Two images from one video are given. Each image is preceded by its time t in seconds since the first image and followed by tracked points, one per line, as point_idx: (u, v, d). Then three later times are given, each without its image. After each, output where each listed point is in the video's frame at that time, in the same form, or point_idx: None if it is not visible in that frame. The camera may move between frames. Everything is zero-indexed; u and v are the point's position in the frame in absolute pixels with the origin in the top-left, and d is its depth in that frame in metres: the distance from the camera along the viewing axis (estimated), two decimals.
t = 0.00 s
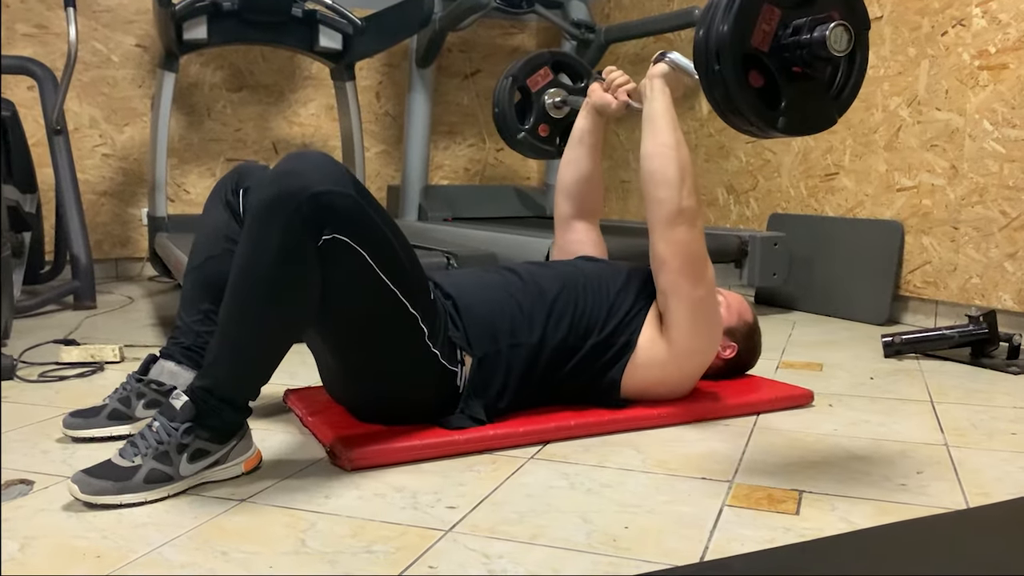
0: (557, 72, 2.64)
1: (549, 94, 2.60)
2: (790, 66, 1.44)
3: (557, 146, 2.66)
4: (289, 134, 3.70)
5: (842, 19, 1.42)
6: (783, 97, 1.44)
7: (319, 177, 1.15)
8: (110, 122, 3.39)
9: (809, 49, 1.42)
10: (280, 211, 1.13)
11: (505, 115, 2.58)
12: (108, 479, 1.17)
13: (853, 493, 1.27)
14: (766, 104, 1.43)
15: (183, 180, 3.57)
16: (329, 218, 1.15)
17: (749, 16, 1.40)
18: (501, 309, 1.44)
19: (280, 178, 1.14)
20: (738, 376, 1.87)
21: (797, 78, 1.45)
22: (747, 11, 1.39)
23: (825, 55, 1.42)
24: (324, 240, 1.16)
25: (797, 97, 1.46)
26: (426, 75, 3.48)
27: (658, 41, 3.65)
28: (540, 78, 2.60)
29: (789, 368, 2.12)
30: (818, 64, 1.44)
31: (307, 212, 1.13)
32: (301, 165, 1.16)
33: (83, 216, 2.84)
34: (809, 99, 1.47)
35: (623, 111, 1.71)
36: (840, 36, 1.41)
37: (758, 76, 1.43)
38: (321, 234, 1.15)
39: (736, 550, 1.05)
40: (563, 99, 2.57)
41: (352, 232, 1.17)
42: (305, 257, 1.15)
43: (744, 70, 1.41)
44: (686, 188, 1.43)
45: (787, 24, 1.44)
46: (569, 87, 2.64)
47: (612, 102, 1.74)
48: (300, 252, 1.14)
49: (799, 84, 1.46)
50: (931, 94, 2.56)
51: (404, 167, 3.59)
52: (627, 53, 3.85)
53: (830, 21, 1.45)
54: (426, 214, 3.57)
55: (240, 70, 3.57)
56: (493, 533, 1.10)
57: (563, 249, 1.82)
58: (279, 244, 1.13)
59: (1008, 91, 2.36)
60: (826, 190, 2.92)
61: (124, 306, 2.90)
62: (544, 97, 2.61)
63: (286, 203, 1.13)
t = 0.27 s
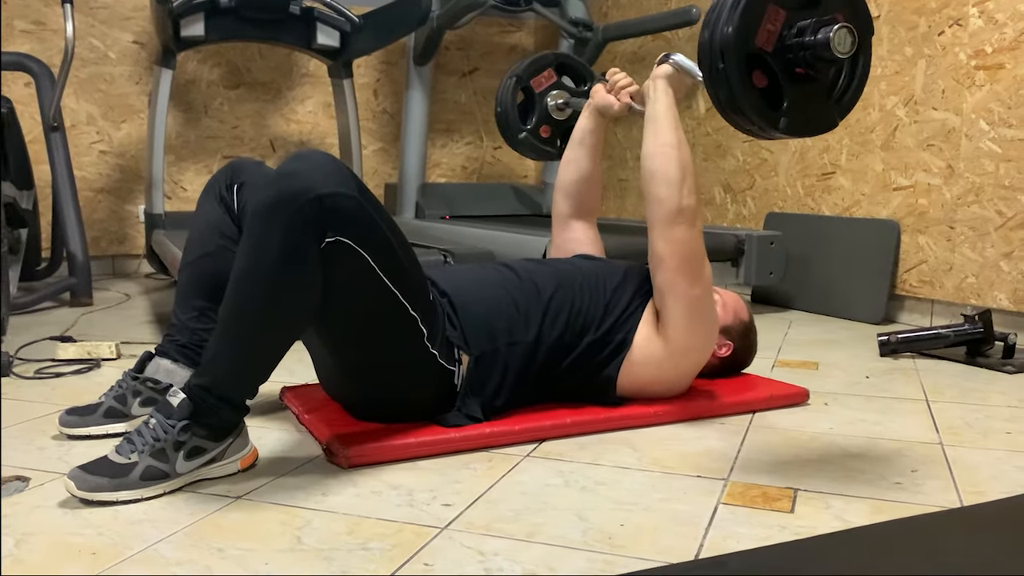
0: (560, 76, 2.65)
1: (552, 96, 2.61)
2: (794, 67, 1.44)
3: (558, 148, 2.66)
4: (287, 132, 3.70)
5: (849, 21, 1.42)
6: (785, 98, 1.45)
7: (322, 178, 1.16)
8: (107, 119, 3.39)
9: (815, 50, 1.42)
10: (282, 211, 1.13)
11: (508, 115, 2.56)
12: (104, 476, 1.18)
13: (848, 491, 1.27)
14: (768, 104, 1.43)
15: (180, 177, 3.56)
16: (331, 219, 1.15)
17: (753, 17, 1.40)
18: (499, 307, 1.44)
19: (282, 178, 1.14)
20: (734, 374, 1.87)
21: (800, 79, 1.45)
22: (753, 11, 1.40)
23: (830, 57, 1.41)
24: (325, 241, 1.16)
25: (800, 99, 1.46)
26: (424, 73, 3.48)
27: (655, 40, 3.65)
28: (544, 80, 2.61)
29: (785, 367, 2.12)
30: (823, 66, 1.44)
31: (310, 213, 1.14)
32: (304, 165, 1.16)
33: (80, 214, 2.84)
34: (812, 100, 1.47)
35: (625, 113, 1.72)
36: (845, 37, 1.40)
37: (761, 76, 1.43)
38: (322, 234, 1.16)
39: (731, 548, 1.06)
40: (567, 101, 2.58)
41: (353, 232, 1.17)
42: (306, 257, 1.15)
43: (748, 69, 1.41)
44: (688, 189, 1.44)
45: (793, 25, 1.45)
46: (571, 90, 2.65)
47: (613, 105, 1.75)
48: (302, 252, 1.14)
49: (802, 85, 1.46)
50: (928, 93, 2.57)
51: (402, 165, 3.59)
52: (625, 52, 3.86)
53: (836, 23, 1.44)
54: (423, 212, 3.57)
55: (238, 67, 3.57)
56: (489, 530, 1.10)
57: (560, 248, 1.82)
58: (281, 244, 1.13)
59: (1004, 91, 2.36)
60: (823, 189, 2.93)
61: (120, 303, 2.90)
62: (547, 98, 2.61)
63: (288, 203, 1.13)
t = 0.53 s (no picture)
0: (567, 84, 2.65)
1: (558, 104, 2.62)
2: (804, 77, 1.44)
3: (561, 157, 2.67)
4: (283, 131, 3.70)
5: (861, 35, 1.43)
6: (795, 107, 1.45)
7: (317, 177, 1.15)
8: (103, 117, 3.38)
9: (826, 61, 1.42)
10: (277, 211, 1.12)
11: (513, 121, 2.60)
12: (98, 475, 1.17)
13: (842, 492, 1.27)
14: (776, 113, 1.43)
15: (176, 175, 3.56)
16: (327, 218, 1.15)
17: (766, 26, 1.40)
18: (495, 307, 1.44)
19: (278, 177, 1.14)
20: (730, 374, 1.87)
21: (810, 89, 1.45)
22: (767, 19, 1.40)
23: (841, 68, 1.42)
24: (320, 240, 1.16)
25: (807, 110, 1.46)
26: (421, 72, 3.48)
27: (653, 40, 3.65)
28: (551, 87, 2.60)
29: (780, 367, 2.13)
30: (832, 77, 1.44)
31: (305, 213, 1.13)
32: (299, 165, 1.15)
33: (76, 212, 2.84)
34: (819, 112, 1.47)
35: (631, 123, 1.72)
36: (856, 50, 1.41)
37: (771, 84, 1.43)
38: (318, 233, 1.15)
39: (725, 548, 1.06)
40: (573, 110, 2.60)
41: (347, 231, 1.17)
42: (301, 256, 1.15)
43: (758, 77, 1.41)
44: (690, 192, 1.44)
45: (806, 36, 1.45)
46: (577, 100, 2.65)
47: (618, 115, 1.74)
48: (297, 251, 1.14)
49: (811, 94, 1.46)
50: (924, 95, 2.57)
51: (399, 164, 3.59)
52: (622, 52, 3.86)
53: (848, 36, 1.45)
54: (420, 211, 3.57)
55: (234, 66, 3.56)
56: (485, 531, 1.10)
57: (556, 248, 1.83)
58: (276, 243, 1.13)
59: (1000, 93, 2.37)
60: (819, 190, 2.93)
61: (116, 302, 2.90)
62: (553, 106, 2.62)
63: (283, 203, 1.12)
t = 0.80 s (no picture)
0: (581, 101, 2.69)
1: (568, 119, 2.63)
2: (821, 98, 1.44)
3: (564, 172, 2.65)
4: (281, 132, 3.69)
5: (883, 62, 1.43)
6: (810, 126, 1.45)
7: (310, 177, 1.15)
8: (100, 117, 3.38)
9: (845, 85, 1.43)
10: (270, 210, 1.13)
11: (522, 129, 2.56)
12: (95, 477, 1.17)
13: (838, 495, 1.27)
14: (790, 130, 1.44)
15: (173, 176, 3.55)
16: (320, 217, 1.15)
17: (790, 45, 1.40)
18: (491, 308, 1.44)
19: (272, 176, 1.14)
20: (727, 377, 1.88)
21: (827, 110, 1.46)
22: (792, 38, 1.40)
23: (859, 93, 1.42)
24: (314, 239, 1.16)
25: (821, 131, 1.46)
26: (418, 74, 3.48)
27: (650, 43, 3.66)
28: (566, 101, 2.63)
29: (777, 370, 2.13)
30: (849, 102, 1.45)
31: (297, 212, 1.13)
32: (293, 164, 1.16)
33: (73, 212, 2.84)
34: (832, 134, 1.48)
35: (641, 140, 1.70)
36: (876, 77, 1.41)
37: (788, 102, 1.43)
38: (311, 232, 1.15)
39: (722, 552, 1.06)
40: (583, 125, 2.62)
41: (341, 231, 1.17)
42: (294, 256, 1.15)
43: (776, 93, 1.41)
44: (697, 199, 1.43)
45: (828, 58, 1.45)
46: (588, 118, 2.67)
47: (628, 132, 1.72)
48: (291, 250, 1.14)
49: (828, 115, 1.47)
50: (921, 99, 2.58)
51: (396, 166, 3.59)
52: (620, 55, 3.86)
53: (871, 62, 1.45)
54: (417, 213, 3.57)
55: (232, 67, 3.56)
56: (482, 533, 1.10)
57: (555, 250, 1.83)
58: (270, 243, 1.13)
59: (996, 97, 2.37)
60: (816, 193, 2.95)
61: (113, 303, 2.89)
62: (564, 120, 2.63)
63: (276, 202, 1.13)
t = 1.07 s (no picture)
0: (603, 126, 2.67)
1: (587, 142, 2.61)
2: (846, 137, 1.45)
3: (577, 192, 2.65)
4: (279, 136, 3.69)
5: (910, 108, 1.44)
6: (833, 163, 1.45)
7: (307, 181, 1.16)
8: (99, 121, 3.38)
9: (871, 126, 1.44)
10: (266, 216, 1.13)
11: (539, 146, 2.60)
12: (92, 482, 1.17)
13: (836, 502, 1.28)
14: (813, 163, 1.43)
15: (172, 180, 3.55)
16: (317, 222, 1.15)
17: (824, 80, 1.41)
18: (490, 313, 1.44)
19: (269, 182, 1.15)
20: (725, 383, 1.88)
21: (852, 148, 1.46)
22: (825, 75, 1.41)
23: (884, 135, 1.43)
24: (312, 244, 1.16)
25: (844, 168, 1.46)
26: (417, 78, 3.49)
27: (648, 48, 3.66)
28: (586, 124, 2.63)
29: (775, 376, 2.13)
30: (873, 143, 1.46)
31: (293, 218, 1.14)
32: (291, 169, 1.16)
33: (71, 216, 2.84)
34: (854, 173, 1.47)
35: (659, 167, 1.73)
36: (902, 121, 1.43)
37: (815, 137, 1.43)
38: (308, 237, 1.16)
39: (720, 558, 1.06)
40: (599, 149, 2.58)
41: (338, 235, 1.17)
42: (291, 261, 1.15)
43: (805, 126, 1.41)
44: (707, 213, 1.43)
45: (859, 100, 1.46)
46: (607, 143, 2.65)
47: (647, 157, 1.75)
48: (289, 255, 1.14)
49: (851, 154, 1.47)
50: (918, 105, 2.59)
51: (395, 170, 3.59)
52: (618, 60, 3.87)
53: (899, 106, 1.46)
54: (416, 217, 3.57)
55: (231, 71, 3.56)
56: (480, 540, 1.10)
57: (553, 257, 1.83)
58: (267, 248, 1.13)
59: (994, 103, 2.38)
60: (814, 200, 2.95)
61: (111, 307, 2.89)
62: (582, 142, 2.62)
63: (273, 207, 1.13)
